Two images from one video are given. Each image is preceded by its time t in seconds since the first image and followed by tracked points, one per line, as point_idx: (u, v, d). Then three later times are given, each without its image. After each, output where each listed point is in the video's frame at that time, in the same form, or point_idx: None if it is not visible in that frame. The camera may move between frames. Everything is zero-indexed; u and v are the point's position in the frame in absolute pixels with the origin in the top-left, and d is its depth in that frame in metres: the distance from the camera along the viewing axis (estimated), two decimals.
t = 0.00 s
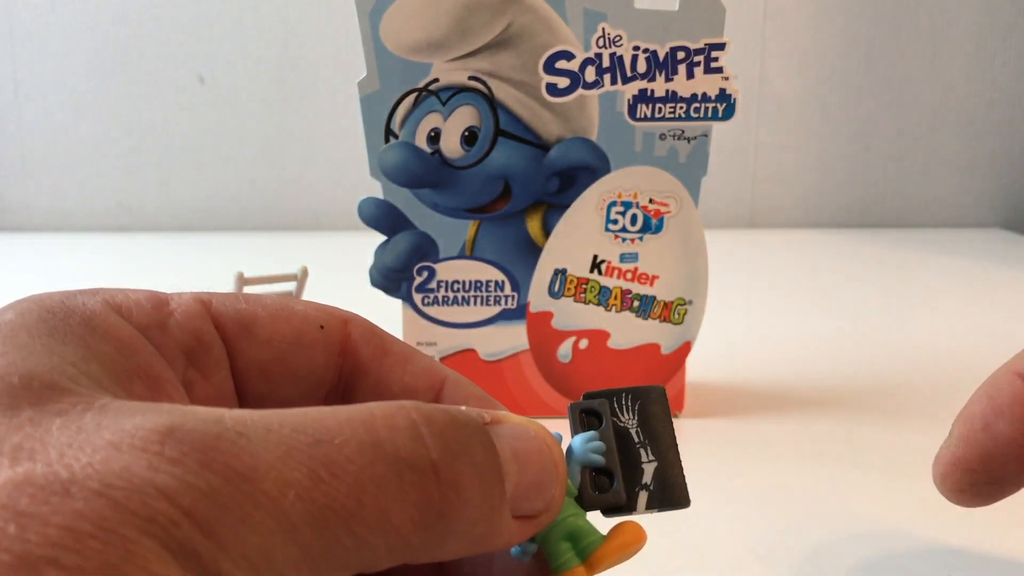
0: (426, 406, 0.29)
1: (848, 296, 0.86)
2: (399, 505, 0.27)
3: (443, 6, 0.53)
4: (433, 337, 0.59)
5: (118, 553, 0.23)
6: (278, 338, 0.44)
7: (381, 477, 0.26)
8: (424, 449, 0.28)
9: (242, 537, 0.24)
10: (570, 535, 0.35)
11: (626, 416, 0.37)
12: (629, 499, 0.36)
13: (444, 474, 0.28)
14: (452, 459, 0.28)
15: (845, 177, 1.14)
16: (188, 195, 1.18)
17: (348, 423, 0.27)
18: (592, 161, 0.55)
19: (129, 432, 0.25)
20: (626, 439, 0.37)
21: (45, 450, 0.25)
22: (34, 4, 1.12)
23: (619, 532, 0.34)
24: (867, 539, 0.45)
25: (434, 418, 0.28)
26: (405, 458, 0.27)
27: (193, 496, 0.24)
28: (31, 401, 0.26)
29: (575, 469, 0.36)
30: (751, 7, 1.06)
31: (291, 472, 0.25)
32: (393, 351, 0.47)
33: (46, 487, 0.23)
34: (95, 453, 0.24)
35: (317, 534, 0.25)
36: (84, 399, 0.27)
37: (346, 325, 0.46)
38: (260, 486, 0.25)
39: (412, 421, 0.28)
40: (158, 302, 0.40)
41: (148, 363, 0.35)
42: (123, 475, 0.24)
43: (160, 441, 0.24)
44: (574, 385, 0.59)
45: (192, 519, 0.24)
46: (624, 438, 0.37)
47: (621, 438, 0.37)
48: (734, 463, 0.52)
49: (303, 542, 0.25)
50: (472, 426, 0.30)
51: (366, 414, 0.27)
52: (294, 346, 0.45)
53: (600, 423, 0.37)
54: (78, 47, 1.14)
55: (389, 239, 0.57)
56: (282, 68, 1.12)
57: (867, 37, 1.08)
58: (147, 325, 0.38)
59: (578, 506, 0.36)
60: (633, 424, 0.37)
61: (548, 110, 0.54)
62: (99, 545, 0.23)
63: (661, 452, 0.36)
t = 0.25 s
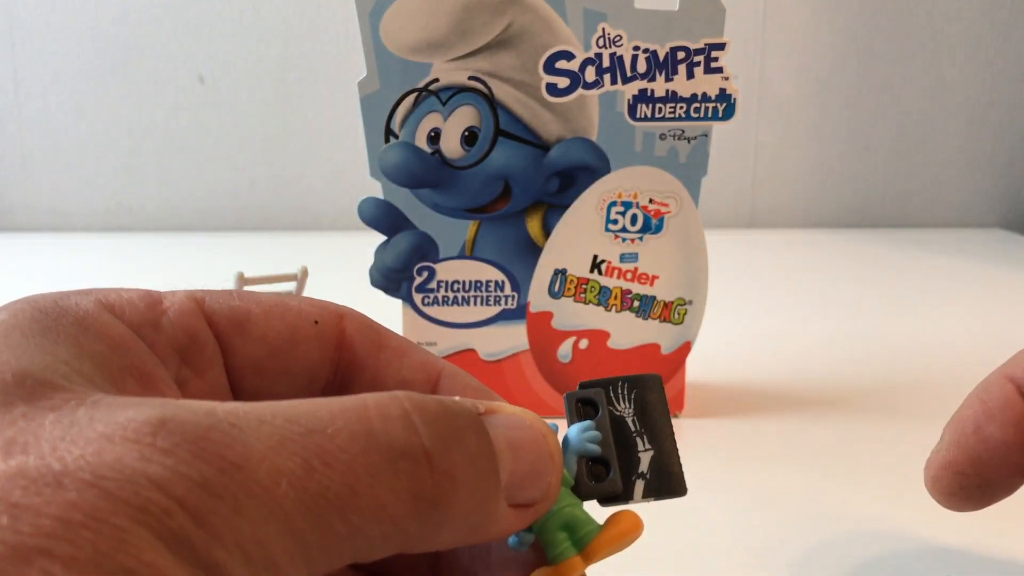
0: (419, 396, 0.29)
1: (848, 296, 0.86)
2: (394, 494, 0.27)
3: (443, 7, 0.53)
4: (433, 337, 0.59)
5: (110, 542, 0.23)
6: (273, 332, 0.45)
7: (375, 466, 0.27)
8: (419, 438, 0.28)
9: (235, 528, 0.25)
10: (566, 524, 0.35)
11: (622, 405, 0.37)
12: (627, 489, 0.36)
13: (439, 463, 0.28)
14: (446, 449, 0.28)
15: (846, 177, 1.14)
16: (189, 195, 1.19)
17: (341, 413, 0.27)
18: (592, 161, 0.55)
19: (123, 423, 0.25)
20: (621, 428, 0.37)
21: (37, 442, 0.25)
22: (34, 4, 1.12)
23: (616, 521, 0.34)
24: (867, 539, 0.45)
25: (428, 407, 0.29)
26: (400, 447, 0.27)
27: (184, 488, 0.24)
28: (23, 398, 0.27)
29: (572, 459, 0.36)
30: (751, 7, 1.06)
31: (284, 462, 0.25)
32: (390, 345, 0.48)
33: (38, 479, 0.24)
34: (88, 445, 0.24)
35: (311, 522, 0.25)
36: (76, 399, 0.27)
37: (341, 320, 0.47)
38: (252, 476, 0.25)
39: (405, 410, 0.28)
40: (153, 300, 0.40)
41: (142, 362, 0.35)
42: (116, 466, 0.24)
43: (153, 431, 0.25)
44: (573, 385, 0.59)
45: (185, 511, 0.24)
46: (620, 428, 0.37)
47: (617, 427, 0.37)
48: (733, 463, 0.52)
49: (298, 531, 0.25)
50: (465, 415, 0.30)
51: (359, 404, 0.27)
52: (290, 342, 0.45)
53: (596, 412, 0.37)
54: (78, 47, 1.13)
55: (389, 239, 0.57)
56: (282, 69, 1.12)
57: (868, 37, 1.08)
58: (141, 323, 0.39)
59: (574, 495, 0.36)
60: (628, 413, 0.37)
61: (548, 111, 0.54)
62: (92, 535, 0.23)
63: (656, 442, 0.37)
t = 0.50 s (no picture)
0: (429, 397, 0.29)
1: (849, 297, 0.86)
2: (402, 494, 0.27)
3: (443, 6, 0.52)
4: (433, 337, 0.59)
5: (99, 543, 0.23)
6: (299, 324, 0.46)
7: (381, 465, 0.27)
8: (427, 437, 0.28)
9: (236, 527, 0.25)
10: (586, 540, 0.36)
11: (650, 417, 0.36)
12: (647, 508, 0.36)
13: (447, 463, 0.28)
14: (454, 449, 0.28)
15: (846, 177, 1.14)
16: (189, 195, 1.19)
17: (349, 412, 0.27)
18: (592, 161, 0.55)
19: (124, 422, 0.25)
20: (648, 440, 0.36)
21: (34, 442, 0.25)
22: (34, 4, 1.12)
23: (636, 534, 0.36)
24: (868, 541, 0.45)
25: (437, 408, 0.29)
26: (407, 446, 0.27)
27: (183, 485, 0.24)
28: (28, 399, 0.27)
29: (592, 472, 0.36)
30: (751, 7, 1.06)
31: (288, 459, 0.25)
32: (428, 321, 0.49)
33: (31, 479, 0.24)
34: (84, 446, 0.25)
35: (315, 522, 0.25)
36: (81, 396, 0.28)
37: (374, 302, 0.48)
38: (254, 473, 0.25)
39: (414, 410, 0.28)
40: (169, 300, 0.42)
41: (153, 364, 0.36)
42: (110, 467, 0.24)
43: (155, 430, 0.25)
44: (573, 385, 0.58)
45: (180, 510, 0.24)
46: (647, 441, 0.36)
47: (643, 438, 0.36)
48: (733, 461, 0.52)
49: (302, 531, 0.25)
50: (474, 415, 0.30)
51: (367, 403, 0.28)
52: (318, 334, 0.46)
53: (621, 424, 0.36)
54: (78, 47, 1.13)
55: (389, 239, 0.57)
56: (282, 69, 1.12)
57: (868, 37, 1.08)
58: (156, 327, 0.40)
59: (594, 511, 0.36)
60: (655, 425, 0.36)
61: (548, 111, 0.54)
62: (81, 537, 0.23)
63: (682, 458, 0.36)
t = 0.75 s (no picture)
0: (443, 427, 0.29)
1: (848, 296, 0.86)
2: (409, 524, 0.27)
3: (443, 6, 0.52)
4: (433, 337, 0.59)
5: (100, 555, 0.23)
6: (325, 333, 0.46)
7: (390, 493, 0.26)
8: (439, 466, 0.28)
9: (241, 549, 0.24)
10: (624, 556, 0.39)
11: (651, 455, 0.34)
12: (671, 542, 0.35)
13: (455, 495, 0.28)
14: (465, 479, 0.28)
15: (846, 176, 1.14)
16: (188, 195, 1.19)
17: (361, 439, 0.27)
18: (592, 161, 0.55)
19: (136, 432, 0.26)
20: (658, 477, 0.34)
21: (45, 448, 0.25)
22: (33, 4, 1.12)
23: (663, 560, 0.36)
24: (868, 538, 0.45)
25: (451, 438, 0.29)
26: (417, 475, 0.27)
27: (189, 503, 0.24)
28: (41, 404, 0.27)
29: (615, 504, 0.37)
30: (752, 6, 1.06)
31: (298, 483, 0.25)
32: (459, 328, 0.49)
33: (37, 488, 0.24)
34: (94, 455, 0.25)
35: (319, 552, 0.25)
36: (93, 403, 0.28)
37: (403, 310, 0.48)
38: (263, 492, 0.25)
39: (429, 438, 0.28)
40: (194, 304, 0.42)
41: (172, 371, 0.37)
42: (117, 478, 0.24)
43: (165, 442, 0.25)
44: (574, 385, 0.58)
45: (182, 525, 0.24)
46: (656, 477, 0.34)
47: (656, 473, 0.34)
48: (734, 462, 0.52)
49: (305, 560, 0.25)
50: (487, 446, 0.30)
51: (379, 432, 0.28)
52: (344, 341, 0.46)
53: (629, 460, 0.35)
54: (77, 47, 1.13)
55: (389, 239, 0.57)
56: (282, 68, 1.12)
57: (868, 36, 1.08)
58: (178, 332, 0.41)
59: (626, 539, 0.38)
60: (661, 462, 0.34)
61: (548, 110, 0.54)
62: (79, 547, 0.23)
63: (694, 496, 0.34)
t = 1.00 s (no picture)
0: (470, 476, 0.31)
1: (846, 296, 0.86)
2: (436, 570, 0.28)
3: (443, 6, 0.52)
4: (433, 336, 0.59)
5: None
6: (363, 363, 0.43)
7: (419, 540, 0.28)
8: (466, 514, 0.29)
9: None
10: None
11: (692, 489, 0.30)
12: None
13: (479, 546, 0.29)
14: (490, 526, 0.30)
15: (845, 176, 1.14)
16: (188, 194, 1.19)
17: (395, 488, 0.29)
18: (592, 161, 0.55)
19: (178, 468, 0.26)
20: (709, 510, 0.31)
21: (82, 472, 0.26)
22: (32, 4, 1.12)
23: None
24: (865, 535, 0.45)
25: (479, 489, 0.31)
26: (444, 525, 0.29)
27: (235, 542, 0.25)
28: (75, 420, 0.28)
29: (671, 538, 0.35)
30: (752, 6, 1.06)
31: (339, 528, 0.27)
32: (512, 363, 0.45)
33: (69, 515, 0.24)
34: (132, 483, 0.25)
35: None
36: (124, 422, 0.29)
37: (451, 344, 0.45)
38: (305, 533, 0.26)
39: (456, 490, 0.30)
40: (230, 323, 0.40)
41: (201, 387, 0.36)
42: (151, 510, 0.24)
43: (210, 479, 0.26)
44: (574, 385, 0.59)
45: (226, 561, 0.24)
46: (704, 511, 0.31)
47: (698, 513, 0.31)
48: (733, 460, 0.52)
49: None
50: (515, 494, 0.32)
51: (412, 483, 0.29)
52: (385, 372, 0.43)
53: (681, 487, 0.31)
54: (77, 47, 1.13)
55: (389, 239, 0.57)
56: (281, 68, 1.12)
57: (867, 37, 1.08)
58: (210, 353, 0.38)
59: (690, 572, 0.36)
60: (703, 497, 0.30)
61: (548, 111, 0.54)
62: None
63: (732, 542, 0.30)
